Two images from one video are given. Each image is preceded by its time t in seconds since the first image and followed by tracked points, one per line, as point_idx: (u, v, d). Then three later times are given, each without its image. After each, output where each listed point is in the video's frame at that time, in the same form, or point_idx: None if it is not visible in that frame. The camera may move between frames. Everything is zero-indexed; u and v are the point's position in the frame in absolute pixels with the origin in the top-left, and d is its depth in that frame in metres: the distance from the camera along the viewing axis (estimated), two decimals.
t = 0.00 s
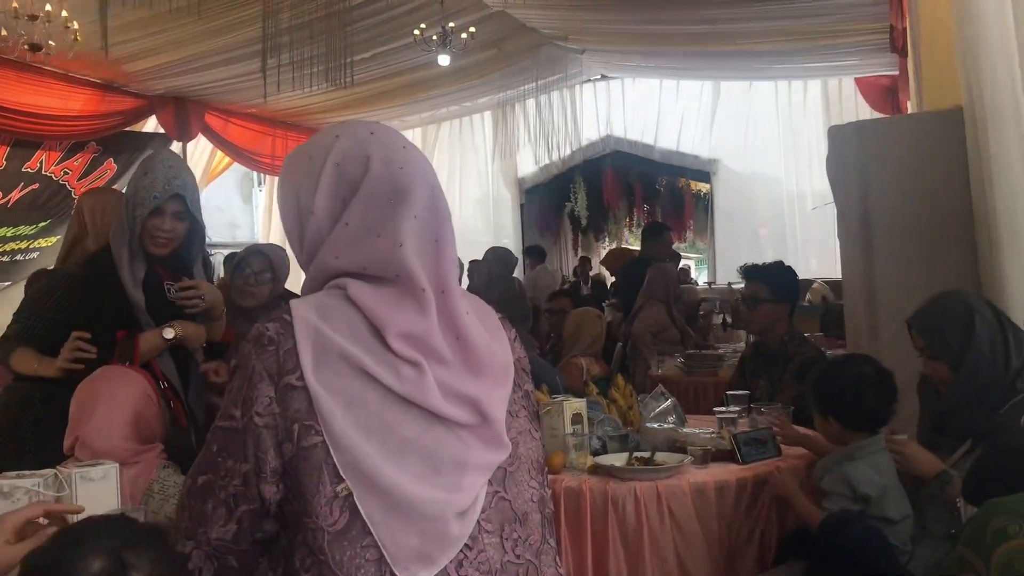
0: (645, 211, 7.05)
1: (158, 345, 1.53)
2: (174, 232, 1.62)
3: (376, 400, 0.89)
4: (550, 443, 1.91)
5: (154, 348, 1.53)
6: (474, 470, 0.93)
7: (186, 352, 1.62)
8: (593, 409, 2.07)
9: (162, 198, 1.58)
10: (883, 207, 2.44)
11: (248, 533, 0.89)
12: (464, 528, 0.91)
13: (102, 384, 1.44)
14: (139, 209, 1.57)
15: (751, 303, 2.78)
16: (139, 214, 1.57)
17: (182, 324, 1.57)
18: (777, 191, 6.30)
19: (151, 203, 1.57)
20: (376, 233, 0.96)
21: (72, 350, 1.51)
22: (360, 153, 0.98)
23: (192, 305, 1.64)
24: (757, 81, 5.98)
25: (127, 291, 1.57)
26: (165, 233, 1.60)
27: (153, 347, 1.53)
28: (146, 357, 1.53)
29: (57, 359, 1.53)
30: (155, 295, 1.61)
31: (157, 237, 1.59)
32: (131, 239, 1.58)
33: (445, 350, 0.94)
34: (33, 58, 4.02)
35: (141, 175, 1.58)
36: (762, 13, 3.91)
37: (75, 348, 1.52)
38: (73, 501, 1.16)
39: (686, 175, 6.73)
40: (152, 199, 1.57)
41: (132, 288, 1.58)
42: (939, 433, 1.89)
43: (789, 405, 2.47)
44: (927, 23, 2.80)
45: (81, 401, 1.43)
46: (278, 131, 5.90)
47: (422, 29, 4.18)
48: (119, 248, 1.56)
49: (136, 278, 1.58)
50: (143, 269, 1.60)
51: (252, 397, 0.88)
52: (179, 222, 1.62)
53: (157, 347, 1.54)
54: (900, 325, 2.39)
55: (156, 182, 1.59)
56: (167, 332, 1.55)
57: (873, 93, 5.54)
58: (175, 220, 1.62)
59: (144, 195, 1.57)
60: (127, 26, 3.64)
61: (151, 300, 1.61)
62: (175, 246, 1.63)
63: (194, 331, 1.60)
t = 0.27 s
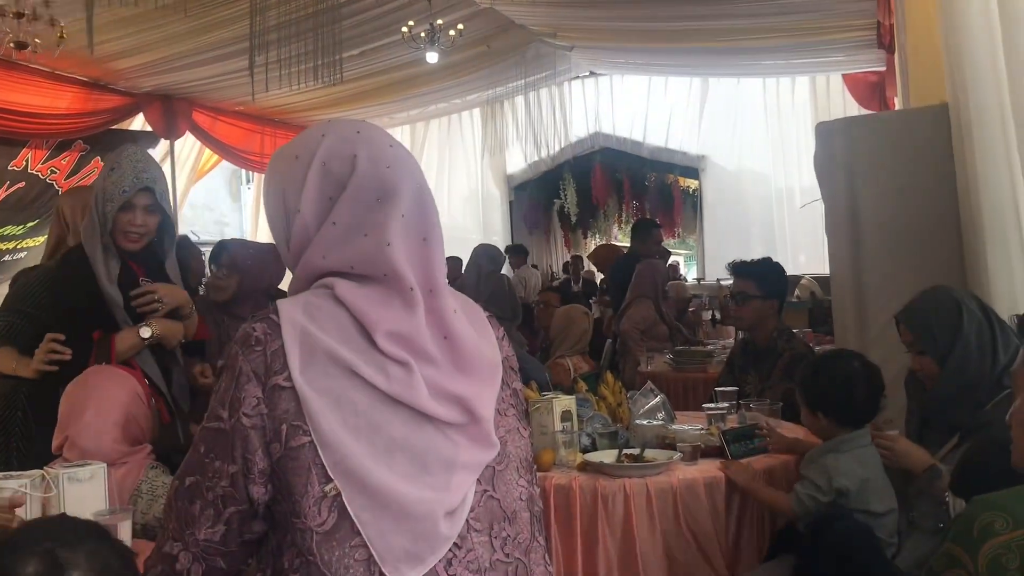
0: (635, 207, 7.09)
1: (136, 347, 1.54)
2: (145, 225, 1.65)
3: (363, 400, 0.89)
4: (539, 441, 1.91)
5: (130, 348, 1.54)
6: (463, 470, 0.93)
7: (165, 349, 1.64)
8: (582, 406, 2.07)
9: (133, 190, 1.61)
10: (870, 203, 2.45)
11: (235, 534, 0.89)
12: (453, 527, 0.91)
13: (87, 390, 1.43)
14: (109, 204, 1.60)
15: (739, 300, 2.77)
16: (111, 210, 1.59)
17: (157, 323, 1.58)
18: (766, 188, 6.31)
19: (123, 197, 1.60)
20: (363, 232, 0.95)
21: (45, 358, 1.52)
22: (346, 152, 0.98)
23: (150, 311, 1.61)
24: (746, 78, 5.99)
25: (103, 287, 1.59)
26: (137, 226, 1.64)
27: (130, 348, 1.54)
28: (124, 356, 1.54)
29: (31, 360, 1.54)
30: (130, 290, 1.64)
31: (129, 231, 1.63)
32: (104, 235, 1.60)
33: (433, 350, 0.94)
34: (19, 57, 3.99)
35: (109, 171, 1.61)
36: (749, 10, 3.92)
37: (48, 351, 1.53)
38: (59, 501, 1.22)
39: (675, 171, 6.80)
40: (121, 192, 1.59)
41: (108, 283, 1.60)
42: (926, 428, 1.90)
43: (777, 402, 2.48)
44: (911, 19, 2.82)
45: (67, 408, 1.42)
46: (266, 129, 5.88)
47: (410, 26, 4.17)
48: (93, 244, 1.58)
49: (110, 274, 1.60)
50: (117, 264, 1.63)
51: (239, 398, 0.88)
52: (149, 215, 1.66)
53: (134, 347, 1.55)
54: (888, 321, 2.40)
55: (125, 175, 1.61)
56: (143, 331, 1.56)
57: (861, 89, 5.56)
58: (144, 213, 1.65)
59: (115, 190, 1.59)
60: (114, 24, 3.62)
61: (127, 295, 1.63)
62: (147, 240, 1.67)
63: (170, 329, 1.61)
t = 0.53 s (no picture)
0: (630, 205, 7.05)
1: (99, 351, 1.63)
2: (113, 219, 1.79)
3: (360, 395, 0.89)
4: (535, 438, 1.92)
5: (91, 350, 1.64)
6: (459, 465, 0.93)
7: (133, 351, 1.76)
8: (577, 403, 2.07)
9: (100, 184, 1.74)
10: (865, 201, 2.45)
11: (231, 529, 0.89)
12: (449, 522, 0.91)
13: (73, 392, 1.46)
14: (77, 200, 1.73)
15: (734, 297, 2.77)
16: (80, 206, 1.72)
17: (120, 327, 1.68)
18: (761, 186, 6.31)
19: (91, 190, 1.73)
20: (359, 227, 0.95)
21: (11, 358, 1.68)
22: (342, 147, 0.98)
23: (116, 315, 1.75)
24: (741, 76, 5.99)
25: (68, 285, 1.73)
26: (106, 217, 1.77)
27: (92, 350, 1.64)
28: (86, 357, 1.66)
29: None
30: (95, 286, 1.79)
31: (96, 226, 1.76)
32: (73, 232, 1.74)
33: (429, 345, 0.94)
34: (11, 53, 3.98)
35: (74, 167, 1.75)
36: (743, 8, 3.92)
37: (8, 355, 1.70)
38: (53, 497, 1.22)
39: (670, 169, 6.80)
40: (87, 187, 1.72)
41: (72, 283, 1.73)
42: (920, 426, 1.90)
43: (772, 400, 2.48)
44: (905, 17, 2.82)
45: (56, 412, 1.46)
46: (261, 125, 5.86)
47: (405, 23, 4.16)
48: (59, 240, 1.72)
49: (75, 271, 1.74)
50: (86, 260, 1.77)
51: (235, 393, 0.87)
52: (115, 210, 1.79)
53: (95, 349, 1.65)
54: (883, 319, 2.40)
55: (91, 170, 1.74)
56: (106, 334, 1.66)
57: (856, 88, 5.56)
58: (112, 206, 1.79)
59: (82, 184, 1.72)
60: (107, 20, 3.61)
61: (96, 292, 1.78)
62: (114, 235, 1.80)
63: (136, 331, 1.72)
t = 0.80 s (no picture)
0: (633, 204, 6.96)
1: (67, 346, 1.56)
2: (91, 210, 1.74)
3: (362, 389, 0.89)
4: (536, 436, 1.91)
5: (62, 347, 1.57)
6: (462, 460, 0.93)
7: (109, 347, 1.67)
8: (579, 402, 2.06)
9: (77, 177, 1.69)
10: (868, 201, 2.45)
11: (233, 523, 0.89)
12: (451, 518, 0.90)
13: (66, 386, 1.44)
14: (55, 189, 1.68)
15: (736, 297, 2.77)
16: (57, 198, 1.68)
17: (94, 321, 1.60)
18: (764, 187, 6.31)
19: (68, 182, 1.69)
20: (363, 222, 0.95)
21: None
22: (347, 142, 0.97)
23: (98, 310, 1.68)
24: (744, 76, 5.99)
25: (40, 279, 1.66)
26: (83, 211, 1.73)
27: (63, 346, 1.57)
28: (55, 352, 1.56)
29: None
30: (71, 280, 1.72)
31: (75, 215, 1.72)
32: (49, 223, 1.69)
33: (433, 340, 0.94)
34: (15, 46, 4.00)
35: (49, 154, 1.71)
36: (747, 8, 3.92)
37: None
38: (54, 491, 1.21)
39: (672, 169, 6.73)
40: (65, 175, 1.68)
41: (46, 276, 1.67)
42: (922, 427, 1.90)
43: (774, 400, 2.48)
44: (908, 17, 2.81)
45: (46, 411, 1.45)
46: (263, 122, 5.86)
47: (407, 21, 4.16)
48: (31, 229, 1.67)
49: (49, 265, 1.68)
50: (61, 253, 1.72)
51: (238, 385, 0.87)
52: (95, 200, 1.75)
53: (65, 346, 1.58)
54: (885, 320, 2.40)
55: (69, 161, 1.69)
56: (77, 330, 1.58)
57: (859, 90, 5.56)
58: (91, 197, 1.74)
59: (59, 176, 1.68)
60: (110, 15, 3.60)
61: (71, 286, 1.72)
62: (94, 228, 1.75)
63: (110, 325, 1.64)
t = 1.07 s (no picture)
0: (645, 204, 7.03)
1: (61, 342, 1.58)
2: (104, 194, 1.78)
3: (382, 382, 0.90)
4: (550, 434, 1.92)
5: (58, 344, 1.59)
6: (480, 455, 0.94)
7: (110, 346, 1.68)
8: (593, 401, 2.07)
9: (93, 161, 1.74)
10: (885, 202, 2.44)
11: (253, 513, 0.90)
12: (469, 512, 0.91)
13: (74, 390, 1.44)
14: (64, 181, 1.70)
15: (750, 298, 2.77)
16: (68, 186, 1.70)
17: (91, 320, 1.61)
18: (778, 189, 6.30)
19: (82, 168, 1.72)
20: (384, 218, 0.96)
21: None
22: (369, 139, 0.98)
23: (107, 308, 1.71)
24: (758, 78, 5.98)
25: (41, 276, 1.66)
26: (97, 197, 1.76)
27: (58, 343, 1.59)
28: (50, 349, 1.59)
29: None
30: (74, 272, 1.74)
31: (89, 202, 1.75)
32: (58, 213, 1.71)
33: (452, 335, 0.94)
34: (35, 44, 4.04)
35: (52, 149, 1.71)
36: (762, 9, 3.92)
37: None
38: (75, 482, 1.23)
39: (687, 170, 6.78)
40: (76, 164, 1.71)
41: (46, 272, 1.67)
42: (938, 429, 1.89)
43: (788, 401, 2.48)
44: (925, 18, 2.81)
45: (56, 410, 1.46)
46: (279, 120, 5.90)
47: (423, 20, 4.17)
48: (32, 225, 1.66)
49: (50, 262, 1.68)
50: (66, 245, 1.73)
51: (259, 377, 0.89)
52: (106, 185, 1.78)
53: (60, 343, 1.60)
54: (901, 321, 2.39)
55: (79, 148, 1.74)
56: (72, 327, 1.60)
57: (874, 92, 5.55)
58: (101, 184, 1.78)
59: (71, 163, 1.71)
60: (128, 12, 3.63)
61: (76, 279, 1.73)
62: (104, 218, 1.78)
63: (110, 323, 1.65)
